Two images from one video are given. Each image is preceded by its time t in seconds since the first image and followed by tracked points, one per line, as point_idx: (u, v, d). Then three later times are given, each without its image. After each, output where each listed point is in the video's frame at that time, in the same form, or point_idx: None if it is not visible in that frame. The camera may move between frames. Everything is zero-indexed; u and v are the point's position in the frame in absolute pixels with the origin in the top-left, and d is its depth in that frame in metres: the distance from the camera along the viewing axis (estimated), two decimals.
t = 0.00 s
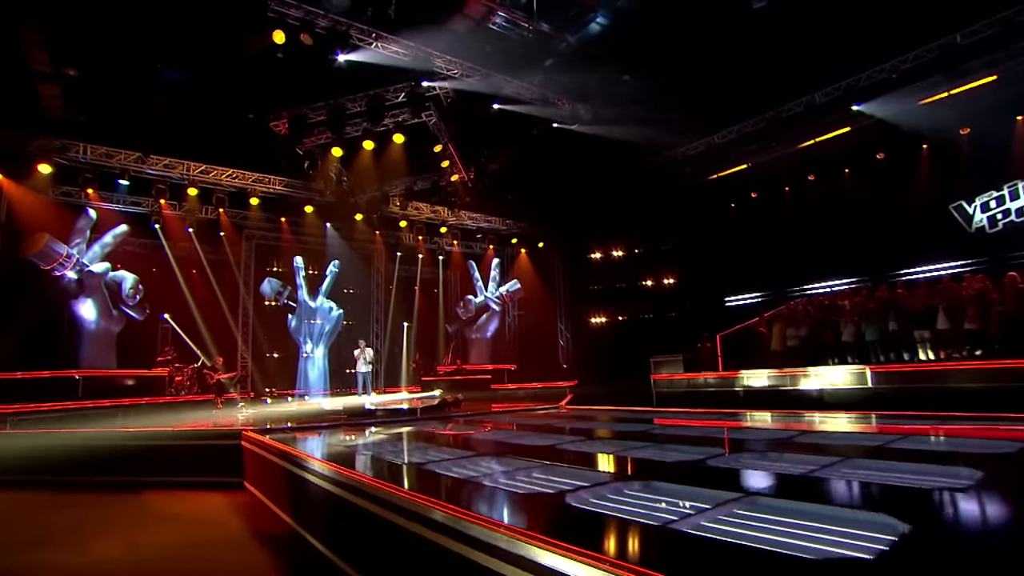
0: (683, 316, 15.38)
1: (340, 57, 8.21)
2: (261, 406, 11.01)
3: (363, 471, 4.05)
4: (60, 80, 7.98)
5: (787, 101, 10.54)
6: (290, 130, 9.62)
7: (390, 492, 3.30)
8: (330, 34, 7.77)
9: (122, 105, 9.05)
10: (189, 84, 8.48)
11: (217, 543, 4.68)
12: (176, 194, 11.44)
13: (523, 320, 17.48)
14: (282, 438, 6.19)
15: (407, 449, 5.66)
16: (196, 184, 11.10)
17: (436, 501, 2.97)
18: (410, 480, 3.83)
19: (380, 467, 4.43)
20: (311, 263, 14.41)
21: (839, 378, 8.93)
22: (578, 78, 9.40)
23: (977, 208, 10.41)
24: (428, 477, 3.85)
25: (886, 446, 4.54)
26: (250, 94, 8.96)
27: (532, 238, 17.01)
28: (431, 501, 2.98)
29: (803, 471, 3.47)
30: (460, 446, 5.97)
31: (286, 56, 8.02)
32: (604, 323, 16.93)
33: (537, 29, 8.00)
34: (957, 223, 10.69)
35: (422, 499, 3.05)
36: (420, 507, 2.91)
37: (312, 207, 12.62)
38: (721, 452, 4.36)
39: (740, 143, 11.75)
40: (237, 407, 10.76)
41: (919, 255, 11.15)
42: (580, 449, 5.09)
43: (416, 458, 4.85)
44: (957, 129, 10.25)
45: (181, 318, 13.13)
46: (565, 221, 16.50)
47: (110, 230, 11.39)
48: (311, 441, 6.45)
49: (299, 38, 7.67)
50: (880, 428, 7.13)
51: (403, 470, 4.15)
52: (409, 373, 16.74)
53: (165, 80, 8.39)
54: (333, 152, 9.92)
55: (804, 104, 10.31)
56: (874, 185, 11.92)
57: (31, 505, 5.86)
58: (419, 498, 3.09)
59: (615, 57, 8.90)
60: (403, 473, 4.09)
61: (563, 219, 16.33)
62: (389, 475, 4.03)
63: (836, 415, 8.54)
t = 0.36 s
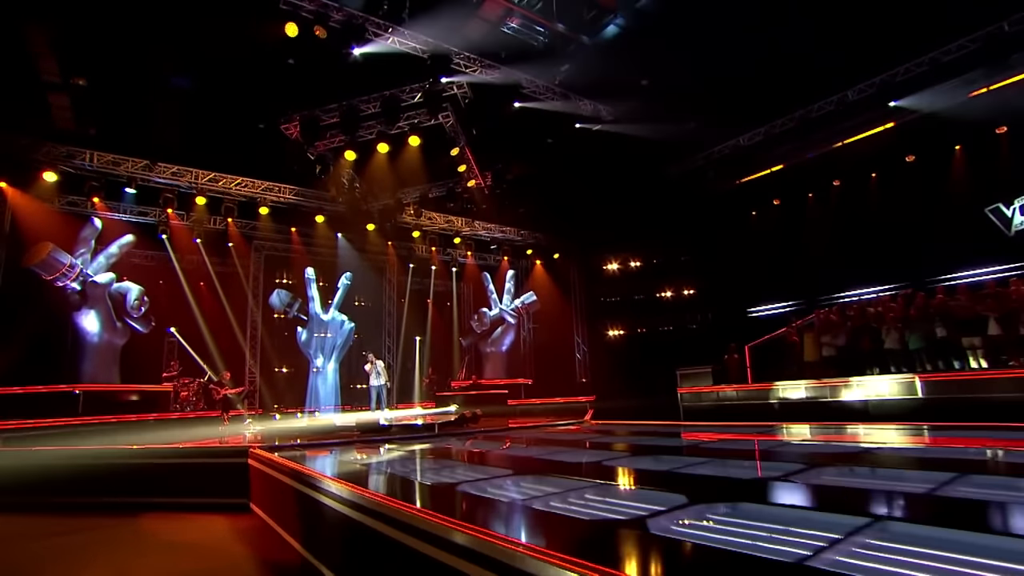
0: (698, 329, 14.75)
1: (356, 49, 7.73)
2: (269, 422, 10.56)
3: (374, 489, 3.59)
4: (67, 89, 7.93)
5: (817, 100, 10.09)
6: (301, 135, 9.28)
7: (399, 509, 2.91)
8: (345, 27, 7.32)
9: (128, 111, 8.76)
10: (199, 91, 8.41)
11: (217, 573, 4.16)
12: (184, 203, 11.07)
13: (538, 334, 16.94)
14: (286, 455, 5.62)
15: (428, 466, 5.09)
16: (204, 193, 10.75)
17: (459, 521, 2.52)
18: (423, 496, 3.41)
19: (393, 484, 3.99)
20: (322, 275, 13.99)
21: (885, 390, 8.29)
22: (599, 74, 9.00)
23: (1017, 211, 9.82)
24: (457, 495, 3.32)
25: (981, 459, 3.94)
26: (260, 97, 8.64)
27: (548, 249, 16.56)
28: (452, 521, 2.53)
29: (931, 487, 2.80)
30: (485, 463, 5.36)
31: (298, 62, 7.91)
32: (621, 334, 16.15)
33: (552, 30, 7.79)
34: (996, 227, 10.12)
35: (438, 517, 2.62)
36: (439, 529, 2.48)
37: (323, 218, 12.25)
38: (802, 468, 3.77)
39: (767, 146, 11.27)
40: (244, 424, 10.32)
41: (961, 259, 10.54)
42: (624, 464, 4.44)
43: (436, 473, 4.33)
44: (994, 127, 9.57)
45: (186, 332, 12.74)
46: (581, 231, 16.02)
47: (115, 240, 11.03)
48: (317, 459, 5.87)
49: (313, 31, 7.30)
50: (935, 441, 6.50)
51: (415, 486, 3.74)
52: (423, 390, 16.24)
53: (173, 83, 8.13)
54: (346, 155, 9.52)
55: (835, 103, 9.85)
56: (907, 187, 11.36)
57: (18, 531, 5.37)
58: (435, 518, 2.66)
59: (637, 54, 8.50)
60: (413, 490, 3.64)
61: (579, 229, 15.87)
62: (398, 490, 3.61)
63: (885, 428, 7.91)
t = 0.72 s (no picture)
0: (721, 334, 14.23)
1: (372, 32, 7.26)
2: (278, 430, 10.13)
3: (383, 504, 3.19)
4: (75, 88, 7.58)
5: (853, 91, 9.50)
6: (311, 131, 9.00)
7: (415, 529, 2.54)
8: (363, 7, 6.92)
9: (133, 107, 8.38)
10: (209, 90, 8.06)
11: None
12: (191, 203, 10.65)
13: (555, 340, 16.39)
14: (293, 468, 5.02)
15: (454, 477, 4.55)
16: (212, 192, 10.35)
17: (477, 543, 2.22)
18: (433, 507, 3.10)
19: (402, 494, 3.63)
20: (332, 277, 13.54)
21: (938, 396, 7.66)
22: (624, 66, 8.45)
23: None
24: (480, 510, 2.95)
25: None
26: (269, 90, 8.23)
27: (565, 251, 15.97)
28: (469, 542, 2.23)
29: None
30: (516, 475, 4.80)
31: (309, 57, 7.64)
32: (640, 341, 15.80)
33: (569, 21, 7.33)
34: None
35: (452, 536, 2.32)
36: (455, 551, 2.18)
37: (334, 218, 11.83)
38: (909, 485, 3.21)
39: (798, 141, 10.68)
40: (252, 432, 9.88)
41: (1010, 258, 9.88)
42: (678, 479, 3.86)
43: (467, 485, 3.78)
44: None
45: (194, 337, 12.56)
46: (598, 233, 15.46)
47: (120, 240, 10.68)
48: (324, 471, 5.32)
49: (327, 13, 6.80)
50: (1001, 451, 5.86)
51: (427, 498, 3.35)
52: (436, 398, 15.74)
53: (178, 79, 7.75)
54: (359, 150, 9.07)
55: (873, 94, 9.24)
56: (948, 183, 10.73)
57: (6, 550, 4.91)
58: (449, 535, 2.36)
59: (666, 42, 7.96)
60: (426, 503, 3.24)
61: (598, 230, 15.29)
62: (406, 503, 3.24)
63: (937, 437, 7.26)
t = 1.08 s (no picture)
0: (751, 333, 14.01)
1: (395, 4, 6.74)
2: (290, 431, 9.75)
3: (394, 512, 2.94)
4: (86, 77, 7.34)
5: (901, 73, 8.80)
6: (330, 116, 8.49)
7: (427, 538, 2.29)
8: None
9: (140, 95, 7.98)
10: (221, 80, 7.64)
11: None
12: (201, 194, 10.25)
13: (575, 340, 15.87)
14: (304, 472, 4.56)
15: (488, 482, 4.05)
16: (223, 182, 9.98)
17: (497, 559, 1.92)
18: (449, 514, 2.85)
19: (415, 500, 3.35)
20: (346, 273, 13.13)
21: (1005, 400, 7.02)
22: (658, 49, 7.87)
23: None
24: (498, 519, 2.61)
25: None
26: (282, 78, 7.79)
27: (585, 248, 15.08)
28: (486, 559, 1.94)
29: None
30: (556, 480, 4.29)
31: (323, 43, 7.24)
32: (661, 340, 15.92)
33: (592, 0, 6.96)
34: None
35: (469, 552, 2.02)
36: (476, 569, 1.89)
37: (349, 211, 11.39)
38: None
39: (837, 129, 10.00)
40: (264, 433, 9.46)
41: None
42: (754, 489, 3.33)
43: (507, 495, 3.30)
44: None
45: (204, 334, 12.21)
46: (620, 233, 14.53)
47: (128, 233, 10.33)
48: (340, 476, 4.86)
49: None
50: None
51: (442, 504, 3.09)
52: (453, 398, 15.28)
53: (186, 69, 7.35)
54: (377, 135, 8.62)
55: (925, 74, 8.56)
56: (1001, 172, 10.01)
57: None
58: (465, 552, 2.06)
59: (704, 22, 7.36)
60: (443, 510, 2.98)
61: (619, 230, 14.44)
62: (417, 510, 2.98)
63: (1006, 441, 6.59)
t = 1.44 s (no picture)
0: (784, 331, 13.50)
1: None
2: (305, 426, 9.47)
3: (409, 515, 2.67)
4: (95, 55, 6.94)
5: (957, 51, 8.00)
6: (349, 95, 8.04)
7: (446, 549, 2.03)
8: None
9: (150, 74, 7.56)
10: (236, 60, 7.22)
11: None
12: (215, 178, 9.89)
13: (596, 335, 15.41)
14: (322, 474, 4.09)
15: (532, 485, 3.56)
16: (238, 167, 9.60)
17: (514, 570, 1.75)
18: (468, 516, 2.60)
19: (436, 501, 3.03)
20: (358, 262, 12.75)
21: None
22: (701, 23, 7.28)
23: None
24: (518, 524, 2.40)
25: None
26: (298, 57, 7.33)
27: (608, 240, 14.47)
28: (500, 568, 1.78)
29: None
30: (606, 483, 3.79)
31: (343, 24, 6.80)
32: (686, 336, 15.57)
33: None
34: None
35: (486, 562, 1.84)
36: None
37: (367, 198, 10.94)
38: None
39: (885, 113, 9.14)
40: (279, 430, 9.10)
41: None
42: (853, 500, 2.81)
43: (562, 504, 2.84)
44: None
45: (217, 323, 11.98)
46: (645, 224, 13.79)
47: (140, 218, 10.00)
48: (360, 476, 4.39)
49: None
50: None
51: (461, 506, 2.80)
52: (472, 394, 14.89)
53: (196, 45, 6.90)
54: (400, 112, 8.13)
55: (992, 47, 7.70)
56: None
57: None
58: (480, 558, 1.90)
59: None
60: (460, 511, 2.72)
61: (642, 220, 13.65)
62: (436, 512, 2.70)
63: None
